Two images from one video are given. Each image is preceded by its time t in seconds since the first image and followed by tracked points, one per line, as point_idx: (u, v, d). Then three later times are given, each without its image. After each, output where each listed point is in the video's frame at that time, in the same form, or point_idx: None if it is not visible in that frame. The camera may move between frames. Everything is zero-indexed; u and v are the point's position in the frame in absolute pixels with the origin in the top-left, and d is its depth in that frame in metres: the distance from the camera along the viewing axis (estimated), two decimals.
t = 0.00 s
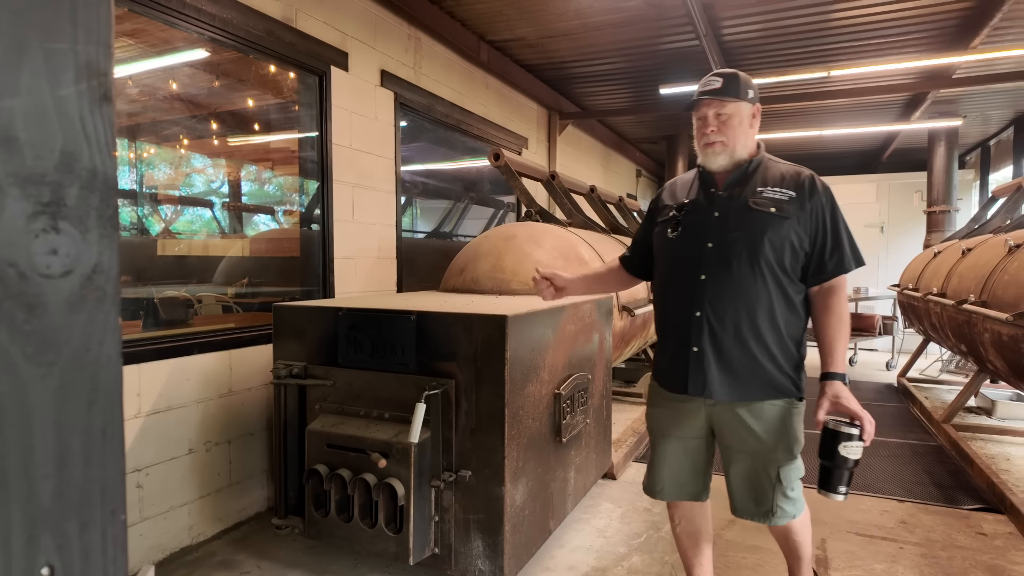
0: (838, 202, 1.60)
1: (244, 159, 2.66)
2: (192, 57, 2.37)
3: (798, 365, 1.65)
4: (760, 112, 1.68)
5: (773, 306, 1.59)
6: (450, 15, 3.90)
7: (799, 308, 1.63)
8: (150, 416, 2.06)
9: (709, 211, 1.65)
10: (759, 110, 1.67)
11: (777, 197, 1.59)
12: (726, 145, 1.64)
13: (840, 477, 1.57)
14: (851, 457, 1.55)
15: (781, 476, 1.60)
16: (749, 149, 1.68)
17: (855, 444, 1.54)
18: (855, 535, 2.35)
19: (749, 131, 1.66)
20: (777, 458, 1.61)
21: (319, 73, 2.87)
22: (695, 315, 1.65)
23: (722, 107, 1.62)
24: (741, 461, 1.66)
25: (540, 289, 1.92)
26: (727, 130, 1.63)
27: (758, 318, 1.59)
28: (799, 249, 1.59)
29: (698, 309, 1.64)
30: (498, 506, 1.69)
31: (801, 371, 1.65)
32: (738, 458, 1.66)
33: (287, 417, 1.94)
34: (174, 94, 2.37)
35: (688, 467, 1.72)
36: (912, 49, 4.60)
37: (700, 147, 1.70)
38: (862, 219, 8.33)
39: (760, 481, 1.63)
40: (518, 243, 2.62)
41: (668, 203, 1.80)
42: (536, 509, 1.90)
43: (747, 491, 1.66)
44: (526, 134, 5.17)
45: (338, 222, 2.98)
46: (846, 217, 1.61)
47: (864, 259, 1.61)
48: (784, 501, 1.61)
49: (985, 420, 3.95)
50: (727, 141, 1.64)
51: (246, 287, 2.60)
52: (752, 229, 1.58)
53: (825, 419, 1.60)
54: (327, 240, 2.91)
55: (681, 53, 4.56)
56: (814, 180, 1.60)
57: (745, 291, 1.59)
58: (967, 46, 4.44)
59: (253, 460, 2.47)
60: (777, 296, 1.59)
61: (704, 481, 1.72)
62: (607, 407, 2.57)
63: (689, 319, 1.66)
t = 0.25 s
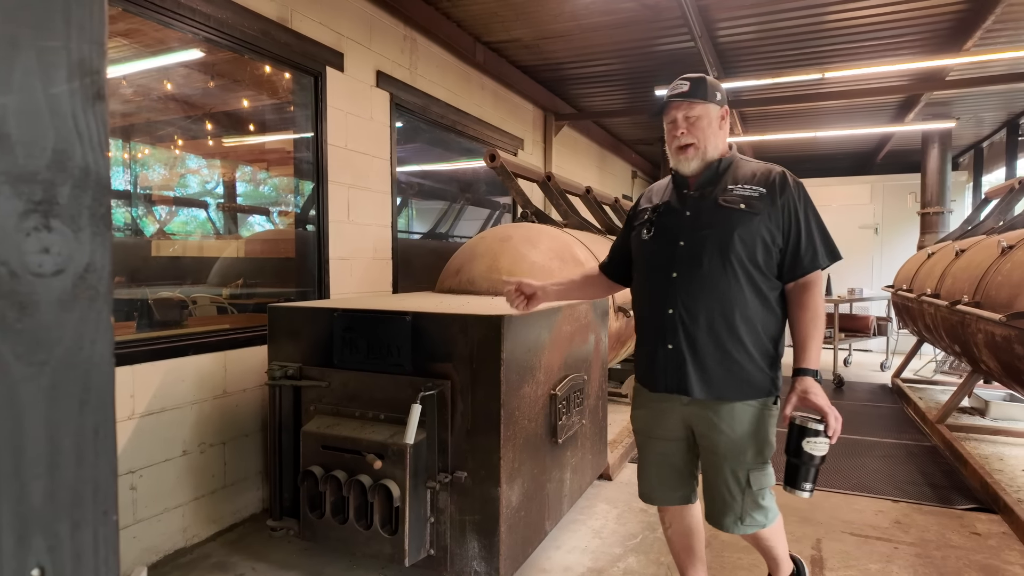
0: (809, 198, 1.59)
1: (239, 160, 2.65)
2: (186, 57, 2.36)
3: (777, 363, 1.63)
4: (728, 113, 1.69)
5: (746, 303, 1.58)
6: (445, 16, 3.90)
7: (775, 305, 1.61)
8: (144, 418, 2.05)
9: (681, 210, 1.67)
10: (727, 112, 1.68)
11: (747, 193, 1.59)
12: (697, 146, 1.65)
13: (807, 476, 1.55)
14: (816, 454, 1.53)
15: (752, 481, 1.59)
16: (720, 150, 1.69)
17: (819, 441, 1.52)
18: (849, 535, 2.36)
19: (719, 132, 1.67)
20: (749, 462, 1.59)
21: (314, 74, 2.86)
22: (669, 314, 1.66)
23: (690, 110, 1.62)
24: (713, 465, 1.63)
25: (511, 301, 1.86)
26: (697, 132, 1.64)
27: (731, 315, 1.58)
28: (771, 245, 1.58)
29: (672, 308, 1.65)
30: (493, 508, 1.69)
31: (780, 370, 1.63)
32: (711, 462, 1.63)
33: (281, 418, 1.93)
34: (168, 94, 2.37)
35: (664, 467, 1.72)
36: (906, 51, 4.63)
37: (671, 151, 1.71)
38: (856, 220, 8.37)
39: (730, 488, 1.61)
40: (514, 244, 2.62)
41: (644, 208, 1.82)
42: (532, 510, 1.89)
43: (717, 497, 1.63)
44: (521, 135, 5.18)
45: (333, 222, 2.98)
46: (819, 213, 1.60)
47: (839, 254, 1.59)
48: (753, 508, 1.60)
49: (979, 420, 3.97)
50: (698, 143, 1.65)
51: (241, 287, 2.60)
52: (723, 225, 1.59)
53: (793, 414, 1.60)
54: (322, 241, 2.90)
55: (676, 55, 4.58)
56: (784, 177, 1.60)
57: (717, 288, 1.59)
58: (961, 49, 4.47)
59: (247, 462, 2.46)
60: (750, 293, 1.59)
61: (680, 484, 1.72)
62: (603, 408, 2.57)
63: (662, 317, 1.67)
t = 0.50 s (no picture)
0: (792, 195, 1.59)
1: (235, 161, 2.64)
2: (181, 57, 2.35)
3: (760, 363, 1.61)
4: (712, 115, 1.71)
5: (727, 301, 1.58)
6: (441, 17, 3.90)
7: (758, 305, 1.60)
8: (137, 420, 2.04)
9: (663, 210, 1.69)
10: (710, 113, 1.69)
11: (728, 191, 1.60)
12: (681, 146, 1.66)
13: (802, 482, 1.56)
14: (812, 462, 1.53)
15: (734, 485, 1.57)
16: (703, 150, 1.70)
17: (815, 449, 1.53)
18: (845, 536, 2.37)
19: (703, 133, 1.68)
20: (733, 467, 1.57)
21: (310, 75, 2.86)
22: (649, 313, 1.67)
23: (674, 110, 1.64)
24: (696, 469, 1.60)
25: (508, 300, 1.84)
26: (681, 132, 1.65)
27: (712, 313, 1.58)
28: (752, 243, 1.58)
29: (653, 307, 1.66)
30: (489, 510, 1.69)
31: (764, 371, 1.60)
32: (693, 466, 1.61)
33: (276, 420, 1.92)
34: (163, 95, 2.36)
35: (648, 467, 1.72)
36: (900, 53, 4.65)
37: (656, 151, 1.72)
38: (851, 221, 8.40)
39: (711, 493, 1.59)
40: (510, 246, 2.62)
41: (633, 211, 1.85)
42: (527, 512, 1.89)
43: (699, 501, 1.61)
44: (518, 136, 5.17)
45: (329, 224, 2.97)
46: (802, 211, 1.60)
47: (823, 253, 1.58)
48: (733, 511, 1.59)
49: (973, 421, 3.99)
50: (682, 143, 1.66)
51: (237, 288, 2.59)
52: (703, 223, 1.60)
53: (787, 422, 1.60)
54: (318, 242, 2.90)
55: (673, 56, 4.59)
56: (766, 174, 1.60)
57: (697, 285, 1.59)
58: (955, 51, 4.49)
59: (242, 464, 2.46)
60: (730, 291, 1.58)
61: (663, 485, 1.71)
62: (599, 409, 2.57)
63: (643, 316, 1.68)
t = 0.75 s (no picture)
0: (789, 196, 1.59)
1: (231, 161, 2.63)
2: (176, 57, 2.35)
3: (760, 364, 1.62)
4: (707, 115, 1.72)
5: (727, 304, 1.58)
6: (437, 18, 3.89)
7: (757, 306, 1.61)
8: (131, 422, 2.03)
9: (661, 212, 1.67)
10: (706, 113, 1.71)
11: (727, 192, 1.59)
12: (680, 145, 1.66)
13: (804, 487, 1.55)
14: (818, 464, 1.52)
15: (736, 489, 1.59)
16: (701, 150, 1.70)
17: (821, 450, 1.51)
18: (840, 537, 2.37)
19: (700, 133, 1.69)
20: (735, 471, 1.58)
21: (305, 75, 2.85)
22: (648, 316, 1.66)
23: (673, 109, 1.64)
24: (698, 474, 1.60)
25: (504, 304, 1.83)
26: (680, 131, 1.65)
27: (712, 316, 1.58)
28: (751, 245, 1.58)
29: (652, 311, 1.65)
30: (484, 511, 1.68)
31: (764, 372, 1.61)
32: (696, 472, 1.60)
33: (271, 422, 1.91)
34: (158, 95, 2.35)
35: (647, 472, 1.71)
36: (895, 55, 4.67)
37: (654, 151, 1.71)
38: (847, 222, 8.42)
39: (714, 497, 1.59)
40: (506, 247, 2.61)
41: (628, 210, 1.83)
42: (523, 514, 1.88)
43: (702, 507, 1.61)
44: (514, 137, 5.17)
45: (324, 225, 2.96)
46: (799, 211, 1.60)
47: (820, 253, 1.59)
48: (735, 515, 1.60)
49: (968, 421, 4.00)
50: (681, 142, 1.66)
51: (233, 289, 2.57)
52: (703, 226, 1.59)
53: (792, 423, 1.58)
54: (313, 243, 2.89)
55: (668, 57, 4.59)
56: (764, 175, 1.60)
57: (697, 289, 1.59)
58: (949, 52, 4.51)
59: (237, 466, 2.44)
60: (730, 293, 1.58)
61: (660, 490, 1.71)
62: (595, 411, 2.57)
63: (643, 320, 1.67)
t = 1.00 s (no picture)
0: (802, 200, 1.59)
1: (226, 162, 2.62)
2: (171, 58, 2.34)
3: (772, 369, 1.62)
4: (722, 116, 1.71)
5: (741, 309, 1.58)
6: (433, 19, 3.89)
7: (769, 310, 1.61)
8: (125, 424, 2.02)
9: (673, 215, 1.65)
10: (722, 114, 1.69)
11: (741, 196, 1.58)
12: (695, 145, 1.64)
13: (817, 489, 1.52)
14: (829, 470, 1.49)
15: (753, 490, 1.56)
16: (715, 151, 1.69)
17: (832, 456, 1.48)
18: (835, 538, 2.38)
19: (715, 132, 1.67)
20: (749, 472, 1.57)
21: (300, 77, 2.85)
22: (660, 321, 1.65)
23: (689, 108, 1.62)
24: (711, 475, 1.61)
25: (504, 308, 1.81)
26: (696, 131, 1.63)
27: (726, 321, 1.57)
28: (765, 249, 1.57)
29: (665, 316, 1.63)
30: (479, 514, 1.68)
31: (776, 376, 1.61)
32: (709, 472, 1.61)
33: (266, 424, 1.90)
34: (153, 96, 2.34)
35: (658, 477, 1.71)
36: (890, 58, 4.69)
37: (666, 150, 1.69)
38: (842, 223, 8.45)
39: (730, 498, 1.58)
40: (502, 248, 2.61)
41: (636, 211, 1.81)
42: (518, 516, 1.88)
43: (718, 508, 1.61)
44: (510, 139, 5.17)
45: (319, 226, 2.96)
46: (811, 215, 1.60)
47: (832, 257, 1.59)
48: (758, 519, 1.56)
49: (962, 422, 4.02)
50: (696, 142, 1.64)
51: (228, 291, 2.56)
52: (717, 230, 1.58)
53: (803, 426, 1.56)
54: (308, 244, 2.88)
55: (664, 59, 4.61)
56: (777, 179, 1.59)
57: (711, 294, 1.57)
58: (943, 55, 4.53)
59: (231, 468, 2.43)
60: (744, 298, 1.58)
61: (667, 494, 1.71)
62: (591, 412, 2.57)
63: (656, 325, 1.65)
